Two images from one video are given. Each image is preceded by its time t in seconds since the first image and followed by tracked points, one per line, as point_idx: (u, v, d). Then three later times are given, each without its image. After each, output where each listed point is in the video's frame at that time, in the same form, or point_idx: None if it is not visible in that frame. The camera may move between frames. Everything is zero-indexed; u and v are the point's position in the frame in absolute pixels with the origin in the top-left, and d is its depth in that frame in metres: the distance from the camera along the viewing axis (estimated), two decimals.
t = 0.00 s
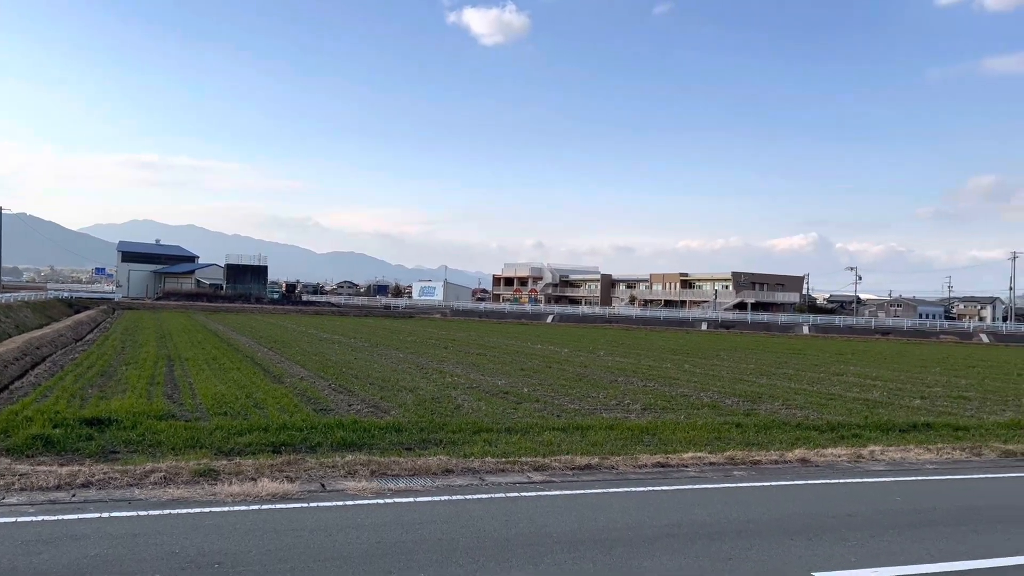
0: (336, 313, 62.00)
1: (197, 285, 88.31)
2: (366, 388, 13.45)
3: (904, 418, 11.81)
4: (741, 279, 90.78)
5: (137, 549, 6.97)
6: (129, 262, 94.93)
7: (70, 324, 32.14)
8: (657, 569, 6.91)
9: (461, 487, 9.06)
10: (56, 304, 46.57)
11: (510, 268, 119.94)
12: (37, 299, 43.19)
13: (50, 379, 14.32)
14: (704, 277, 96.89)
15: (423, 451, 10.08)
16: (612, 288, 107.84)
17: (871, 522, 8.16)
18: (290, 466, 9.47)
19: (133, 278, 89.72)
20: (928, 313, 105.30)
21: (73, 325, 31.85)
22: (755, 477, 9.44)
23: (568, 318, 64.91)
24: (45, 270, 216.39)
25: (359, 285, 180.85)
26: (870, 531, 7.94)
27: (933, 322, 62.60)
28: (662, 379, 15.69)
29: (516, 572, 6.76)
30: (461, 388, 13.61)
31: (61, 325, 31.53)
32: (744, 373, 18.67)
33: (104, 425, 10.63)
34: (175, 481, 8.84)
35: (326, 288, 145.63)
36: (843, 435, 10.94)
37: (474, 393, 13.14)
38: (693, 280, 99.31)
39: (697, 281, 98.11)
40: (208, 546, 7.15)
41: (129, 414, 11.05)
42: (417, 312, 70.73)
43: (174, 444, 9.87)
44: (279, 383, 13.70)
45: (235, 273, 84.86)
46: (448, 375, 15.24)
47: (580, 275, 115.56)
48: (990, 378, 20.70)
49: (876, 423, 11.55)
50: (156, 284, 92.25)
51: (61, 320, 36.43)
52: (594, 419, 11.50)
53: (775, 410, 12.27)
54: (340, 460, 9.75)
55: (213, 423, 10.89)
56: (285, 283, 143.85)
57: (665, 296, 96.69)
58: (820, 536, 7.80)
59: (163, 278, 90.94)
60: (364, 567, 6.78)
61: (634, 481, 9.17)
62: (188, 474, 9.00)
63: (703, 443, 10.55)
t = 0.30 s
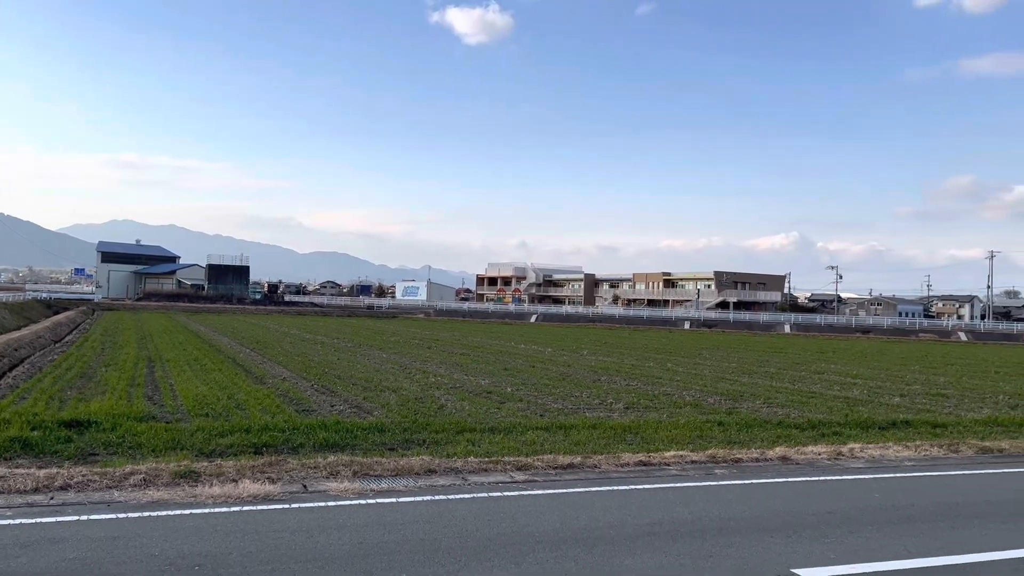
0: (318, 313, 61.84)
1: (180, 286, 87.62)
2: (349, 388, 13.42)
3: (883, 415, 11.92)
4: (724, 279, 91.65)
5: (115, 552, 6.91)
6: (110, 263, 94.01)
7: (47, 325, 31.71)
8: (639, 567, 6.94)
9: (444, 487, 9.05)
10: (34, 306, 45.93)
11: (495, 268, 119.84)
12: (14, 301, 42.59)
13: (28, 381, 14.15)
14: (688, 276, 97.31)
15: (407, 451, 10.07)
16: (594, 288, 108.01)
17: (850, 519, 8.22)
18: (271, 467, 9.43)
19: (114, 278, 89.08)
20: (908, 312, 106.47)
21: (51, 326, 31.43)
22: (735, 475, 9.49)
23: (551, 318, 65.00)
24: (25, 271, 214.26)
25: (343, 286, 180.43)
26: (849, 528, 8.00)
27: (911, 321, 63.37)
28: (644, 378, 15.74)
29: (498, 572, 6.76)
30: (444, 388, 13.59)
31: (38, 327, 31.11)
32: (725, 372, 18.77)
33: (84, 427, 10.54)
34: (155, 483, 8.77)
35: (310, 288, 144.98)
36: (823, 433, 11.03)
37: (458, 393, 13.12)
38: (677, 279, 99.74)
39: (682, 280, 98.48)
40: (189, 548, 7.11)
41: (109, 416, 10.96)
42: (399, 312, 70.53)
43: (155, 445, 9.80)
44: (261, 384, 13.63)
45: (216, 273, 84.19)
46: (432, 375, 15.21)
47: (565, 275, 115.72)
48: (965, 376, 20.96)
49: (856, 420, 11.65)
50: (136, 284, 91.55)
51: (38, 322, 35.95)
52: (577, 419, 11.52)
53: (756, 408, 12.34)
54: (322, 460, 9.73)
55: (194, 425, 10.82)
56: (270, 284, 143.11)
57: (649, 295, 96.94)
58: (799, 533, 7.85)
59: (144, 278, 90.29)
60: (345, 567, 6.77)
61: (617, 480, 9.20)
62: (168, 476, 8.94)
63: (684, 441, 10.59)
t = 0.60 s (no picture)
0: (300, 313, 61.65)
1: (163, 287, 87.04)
2: (332, 389, 13.38)
3: (864, 413, 12.02)
4: (707, 278, 92.31)
5: (96, 555, 6.85)
6: (92, 263, 93.19)
7: (24, 326, 31.33)
8: (621, 566, 6.95)
9: (427, 487, 9.05)
10: (12, 307, 45.38)
11: (479, 268, 119.79)
12: None
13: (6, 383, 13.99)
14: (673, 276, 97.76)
15: (390, 451, 10.05)
16: (577, 288, 108.38)
17: (831, 516, 8.29)
18: (254, 468, 9.39)
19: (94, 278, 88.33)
20: (888, 310, 107.60)
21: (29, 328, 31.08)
22: (718, 474, 9.55)
23: (534, 317, 65.05)
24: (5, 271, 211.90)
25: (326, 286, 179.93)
26: (829, 525, 8.06)
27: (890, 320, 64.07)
28: (629, 377, 15.79)
29: (481, 571, 6.76)
30: (429, 388, 13.58)
31: (16, 328, 30.73)
32: (708, 371, 18.89)
33: (64, 429, 10.45)
34: (136, 485, 8.71)
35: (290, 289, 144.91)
36: (805, 431, 11.10)
37: (441, 393, 13.11)
38: (661, 279, 100.28)
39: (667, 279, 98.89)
40: (170, 550, 7.06)
41: (88, 419, 10.87)
42: (383, 312, 70.45)
43: (136, 447, 9.73)
44: (244, 385, 13.57)
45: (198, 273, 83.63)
46: (415, 375, 15.18)
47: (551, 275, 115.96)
48: (945, 374, 21.23)
49: (837, 418, 11.75)
50: (116, 284, 90.85)
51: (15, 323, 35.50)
52: (561, 418, 11.54)
53: (739, 407, 12.41)
54: (304, 461, 9.70)
55: (176, 426, 10.75)
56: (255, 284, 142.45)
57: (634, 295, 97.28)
58: (780, 531, 7.90)
59: (124, 278, 89.59)
60: (328, 569, 6.75)
61: (600, 480, 9.22)
62: (150, 478, 8.89)
63: (668, 440, 10.64)
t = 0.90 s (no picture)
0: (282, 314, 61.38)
1: (144, 287, 86.30)
2: (314, 390, 13.33)
3: (845, 411, 12.13)
4: (688, 277, 93.00)
5: (76, 558, 6.79)
6: (71, 264, 92.18)
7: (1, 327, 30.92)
8: (606, 564, 6.98)
9: (410, 487, 9.03)
10: None
11: (462, 268, 119.65)
12: None
13: None
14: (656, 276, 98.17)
15: (373, 452, 10.03)
16: (560, 287, 108.69)
17: (811, 514, 8.35)
18: (236, 469, 9.34)
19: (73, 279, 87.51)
20: (868, 309, 108.71)
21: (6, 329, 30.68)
22: (699, 472, 9.61)
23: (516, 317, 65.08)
24: None
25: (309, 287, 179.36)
26: (811, 523, 8.12)
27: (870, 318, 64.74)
28: (612, 377, 15.85)
29: (465, 571, 6.77)
30: (412, 388, 13.57)
31: None
32: (690, 370, 18.98)
33: (42, 431, 10.34)
34: (116, 487, 8.63)
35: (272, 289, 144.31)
36: (786, 429, 11.17)
37: (425, 393, 13.09)
38: (645, 278, 100.68)
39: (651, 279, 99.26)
40: (151, 552, 7.01)
41: (67, 421, 10.76)
42: (366, 312, 70.30)
43: (116, 449, 9.65)
44: (225, 386, 13.48)
45: (179, 274, 82.98)
46: (399, 375, 15.14)
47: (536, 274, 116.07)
48: (923, 372, 21.44)
49: (818, 417, 11.85)
50: (96, 285, 90.03)
51: None
52: (544, 418, 11.56)
53: (721, 405, 12.48)
54: (287, 462, 9.66)
55: (156, 427, 10.67)
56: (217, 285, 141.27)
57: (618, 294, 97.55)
58: (762, 529, 7.95)
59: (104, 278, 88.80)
60: (311, 569, 6.72)
61: (582, 479, 9.24)
62: (130, 480, 8.81)
63: (651, 439, 10.68)
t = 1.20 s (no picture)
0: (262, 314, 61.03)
1: (124, 287, 85.42)
2: (295, 390, 13.26)
3: (825, 409, 12.24)
4: (669, 276, 93.68)
5: (54, 560, 6.73)
6: (48, 263, 91.06)
7: None
8: (588, 562, 7.00)
9: (392, 487, 9.01)
10: None
11: (445, 267, 119.46)
12: None
13: None
14: (639, 274, 98.65)
15: (355, 452, 10.00)
16: (542, 287, 109.05)
17: (791, 511, 8.42)
18: (217, 470, 9.28)
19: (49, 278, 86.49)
20: (846, 308, 109.94)
21: None
22: (680, 470, 9.66)
23: (498, 316, 65.14)
24: None
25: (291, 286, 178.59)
26: (790, 520, 8.19)
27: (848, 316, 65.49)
28: (594, 376, 15.90)
29: (446, 570, 6.76)
30: (394, 388, 13.54)
31: None
32: (670, 368, 19.08)
33: (19, 433, 10.22)
34: (94, 489, 8.55)
35: (252, 288, 143.52)
36: (766, 427, 11.25)
37: (407, 393, 13.07)
38: (627, 277, 101.12)
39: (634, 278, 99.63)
40: (130, 554, 6.95)
41: (44, 422, 10.63)
42: (348, 312, 70.00)
43: (94, 450, 9.56)
44: (205, 386, 13.38)
45: (159, 273, 82.22)
46: (380, 375, 15.11)
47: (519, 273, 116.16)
48: (900, 370, 21.70)
49: (798, 414, 11.94)
50: (73, 284, 89.04)
51: None
52: (526, 417, 11.57)
53: (702, 404, 12.54)
54: (268, 463, 9.61)
55: (135, 428, 10.59)
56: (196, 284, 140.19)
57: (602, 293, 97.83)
58: (742, 526, 8.00)
59: (81, 278, 87.83)
60: (292, 570, 6.70)
61: (564, 477, 9.27)
62: (109, 481, 8.73)
63: (632, 437, 10.72)
